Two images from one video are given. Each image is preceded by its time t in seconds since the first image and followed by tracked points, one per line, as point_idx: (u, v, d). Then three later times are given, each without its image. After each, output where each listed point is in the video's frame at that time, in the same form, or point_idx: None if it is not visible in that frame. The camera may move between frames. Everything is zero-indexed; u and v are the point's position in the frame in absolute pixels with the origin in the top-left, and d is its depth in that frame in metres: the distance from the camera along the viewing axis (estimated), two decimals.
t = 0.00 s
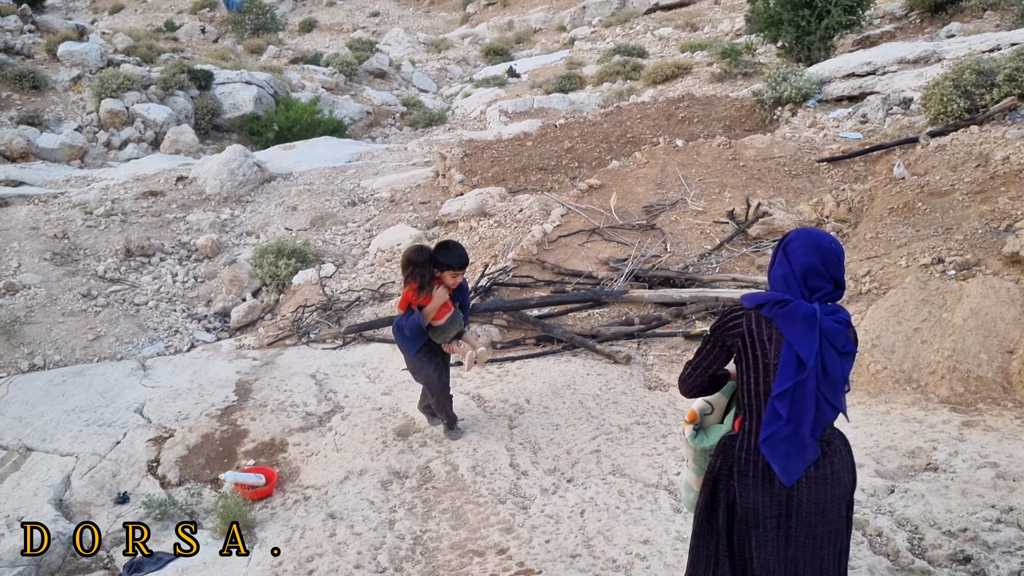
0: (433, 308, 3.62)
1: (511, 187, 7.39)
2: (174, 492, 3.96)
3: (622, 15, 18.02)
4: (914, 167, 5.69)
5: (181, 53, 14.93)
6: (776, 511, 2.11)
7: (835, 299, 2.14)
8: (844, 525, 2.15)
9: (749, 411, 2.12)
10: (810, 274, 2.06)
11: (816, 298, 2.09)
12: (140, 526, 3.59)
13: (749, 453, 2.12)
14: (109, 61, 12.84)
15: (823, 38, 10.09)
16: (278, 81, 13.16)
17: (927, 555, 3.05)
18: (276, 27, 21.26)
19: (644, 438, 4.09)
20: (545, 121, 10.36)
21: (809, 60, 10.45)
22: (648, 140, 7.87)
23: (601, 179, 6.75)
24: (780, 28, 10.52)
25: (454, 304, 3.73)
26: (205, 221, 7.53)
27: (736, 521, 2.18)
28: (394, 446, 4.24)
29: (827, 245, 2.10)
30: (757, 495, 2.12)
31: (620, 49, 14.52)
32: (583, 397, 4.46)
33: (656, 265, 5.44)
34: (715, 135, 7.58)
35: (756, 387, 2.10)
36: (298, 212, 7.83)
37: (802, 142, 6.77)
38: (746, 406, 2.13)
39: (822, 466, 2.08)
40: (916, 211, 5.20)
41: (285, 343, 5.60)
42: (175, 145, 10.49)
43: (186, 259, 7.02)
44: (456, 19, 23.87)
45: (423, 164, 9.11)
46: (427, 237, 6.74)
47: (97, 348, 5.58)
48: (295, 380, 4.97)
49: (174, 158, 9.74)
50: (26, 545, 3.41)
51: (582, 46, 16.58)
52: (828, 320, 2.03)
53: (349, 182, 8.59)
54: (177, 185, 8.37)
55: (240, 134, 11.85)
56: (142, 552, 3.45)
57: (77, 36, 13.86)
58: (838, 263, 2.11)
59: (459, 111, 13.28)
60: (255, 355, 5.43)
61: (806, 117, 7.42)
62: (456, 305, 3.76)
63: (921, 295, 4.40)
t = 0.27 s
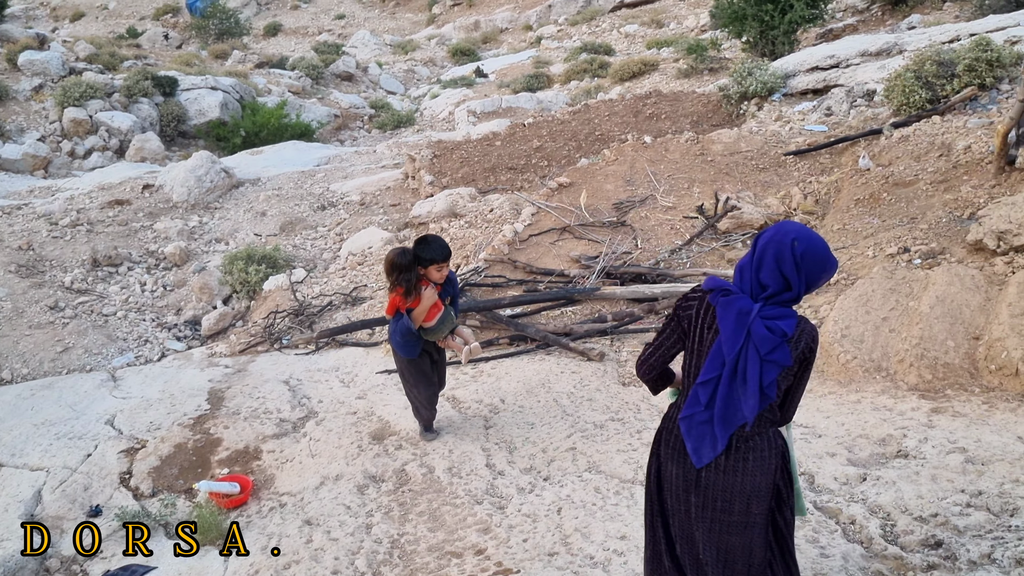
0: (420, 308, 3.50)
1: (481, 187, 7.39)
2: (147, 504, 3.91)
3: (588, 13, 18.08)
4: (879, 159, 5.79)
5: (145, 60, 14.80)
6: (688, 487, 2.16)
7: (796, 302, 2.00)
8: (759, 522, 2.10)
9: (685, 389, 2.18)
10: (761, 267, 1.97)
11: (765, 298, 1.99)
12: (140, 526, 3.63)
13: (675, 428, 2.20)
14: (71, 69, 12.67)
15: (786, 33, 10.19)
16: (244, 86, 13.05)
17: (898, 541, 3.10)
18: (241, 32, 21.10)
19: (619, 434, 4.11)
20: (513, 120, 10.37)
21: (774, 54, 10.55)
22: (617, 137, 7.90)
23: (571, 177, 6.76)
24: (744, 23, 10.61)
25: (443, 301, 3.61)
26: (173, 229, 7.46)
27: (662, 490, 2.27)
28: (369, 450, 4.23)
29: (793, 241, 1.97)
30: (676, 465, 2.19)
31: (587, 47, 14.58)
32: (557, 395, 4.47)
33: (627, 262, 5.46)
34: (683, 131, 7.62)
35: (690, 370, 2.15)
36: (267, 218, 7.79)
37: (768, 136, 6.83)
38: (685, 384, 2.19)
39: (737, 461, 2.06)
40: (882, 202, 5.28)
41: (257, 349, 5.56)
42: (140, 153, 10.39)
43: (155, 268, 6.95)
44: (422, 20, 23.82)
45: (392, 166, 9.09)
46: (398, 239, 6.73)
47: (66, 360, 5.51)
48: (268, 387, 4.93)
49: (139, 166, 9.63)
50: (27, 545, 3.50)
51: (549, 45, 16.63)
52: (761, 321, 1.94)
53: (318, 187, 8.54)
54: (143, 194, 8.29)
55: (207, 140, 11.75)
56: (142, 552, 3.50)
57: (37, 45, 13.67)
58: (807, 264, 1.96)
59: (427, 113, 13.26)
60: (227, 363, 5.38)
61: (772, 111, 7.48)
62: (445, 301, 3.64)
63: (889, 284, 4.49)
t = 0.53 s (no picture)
0: (419, 312, 3.43)
1: (446, 187, 7.38)
2: (115, 514, 3.86)
3: (550, 11, 18.11)
4: (840, 150, 5.87)
5: (103, 66, 14.65)
6: (636, 467, 2.15)
7: (746, 297, 2.02)
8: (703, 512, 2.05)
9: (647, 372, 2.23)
10: (708, 258, 2.02)
11: (713, 290, 2.02)
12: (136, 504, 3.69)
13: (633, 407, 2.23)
14: (27, 76, 12.47)
15: (747, 28, 10.29)
16: (205, 90, 12.91)
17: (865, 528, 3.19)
18: (201, 35, 20.89)
19: (589, 430, 4.12)
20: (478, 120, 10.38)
21: (735, 49, 10.65)
22: (581, 135, 7.93)
23: (536, 175, 6.77)
24: (705, 19, 10.70)
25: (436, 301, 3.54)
26: (135, 236, 7.38)
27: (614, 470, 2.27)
28: (339, 453, 4.21)
29: (744, 235, 1.98)
30: (628, 444, 2.20)
31: (550, 45, 14.63)
32: (526, 393, 4.48)
33: (594, 258, 5.48)
34: (647, 127, 7.66)
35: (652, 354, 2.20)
36: (232, 222, 7.73)
37: (731, 131, 6.90)
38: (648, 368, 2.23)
39: (685, 442, 2.04)
40: (843, 193, 5.36)
41: (224, 355, 5.51)
42: (100, 160, 10.28)
43: (118, 275, 6.87)
44: (385, 21, 23.75)
45: (357, 168, 9.06)
46: (364, 240, 6.71)
47: (27, 371, 5.43)
48: (236, 393, 4.88)
49: (99, 173, 9.50)
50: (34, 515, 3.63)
51: (512, 43, 16.65)
52: (701, 313, 1.98)
53: (282, 190, 8.49)
54: (104, 201, 8.17)
55: (168, 145, 11.62)
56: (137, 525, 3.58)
57: None
58: (757, 259, 1.97)
59: (392, 114, 13.22)
60: (193, 370, 5.33)
61: (734, 106, 7.54)
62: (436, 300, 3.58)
63: (852, 275, 4.61)
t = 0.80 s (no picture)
0: (413, 302, 3.47)
1: (408, 188, 7.36)
2: (75, 527, 3.80)
3: (510, 11, 18.14)
4: (796, 146, 6.00)
5: (56, 71, 14.47)
6: (603, 458, 2.17)
7: (716, 295, 2.01)
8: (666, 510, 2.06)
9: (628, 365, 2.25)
10: (677, 255, 2.04)
11: (682, 288, 2.04)
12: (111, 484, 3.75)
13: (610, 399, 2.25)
14: None
15: (704, 26, 10.41)
16: (161, 95, 12.73)
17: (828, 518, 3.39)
18: (156, 39, 20.62)
19: (553, 428, 4.13)
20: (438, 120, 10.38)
21: (693, 47, 10.76)
22: (542, 134, 7.93)
23: (498, 175, 6.86)
24: (663, 17, 10.79)
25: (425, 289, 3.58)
26: (91, 243, 7.27)
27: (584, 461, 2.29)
28: (303, 459, 4.18)
29: (709, 233, 1.99)
30: (600, 433, 2.22)
31: (510, 45, 14.69)
32: (491, 394, 4.49)
33: (557, 257, 5.51)
34: (607, 125, 7.68)
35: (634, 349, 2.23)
36: (190, 228, 7.66)
37: (690, 128, 6.97)
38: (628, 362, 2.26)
39: (652, 436, 2.06)
40: (801, 188, 5.53)
41: (185, 363, 5.47)
42: (54, 166, 10.14)
43: (74, 284, 6.76)
44: (343, 23, 23.64)
45: (317, 171, 9.01)
46: (326, 244, 6.66)
47: None
48: (198, 401, 4.83)
49: (53, 180, 9.34)
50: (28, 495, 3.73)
51: (471, 44, 16.66)
52: (668, 311, 2.00)
53: (241, 195, 8.41)
54: (58, 209, 8.10)
55: (125, 151, 11.49)
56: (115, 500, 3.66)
57: None
58: (723, 257, 1.97)
59: (352, 116, 13.15)
60: (153, 379, 5.26)
61: (693, 103, 7.60)
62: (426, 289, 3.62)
63: (810, 268, 4.74)
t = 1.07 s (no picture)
0: (390, 310, 3.45)
1: (368, 191, 7.41)
2: (31, 543, 3.73)
3: (466, 12, 18.15)
4: (752, 143, 6.05)
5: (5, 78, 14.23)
6: (595, 453, 2.18)
7: (721, 309, 2.01)
8: (648, 514, 2.09)
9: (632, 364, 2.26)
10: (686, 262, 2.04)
11: (688, 299, 2.04)
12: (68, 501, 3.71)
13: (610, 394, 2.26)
14: None
15: (660, 25, 10.57)
16: (114, 100, 12.54)
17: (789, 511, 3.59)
18: (108, 44, 20.34)
19: (517, 429, 4.15)
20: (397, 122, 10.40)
21: (650, 46, 10.91)
22: (500, 135, 7.98)
23: (457, 176, 6.90)
24: (620, 17, 10.95)
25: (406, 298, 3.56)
26: (44, 254, 7.20)
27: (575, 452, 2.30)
28: (264, 467, 4.15)
29: (711, 249, 1.98)
30: (596, 428, 2.23)
31: (467, 46, 14.74)
32: (454, 396, 4.50)
33: (518, 258, 5.56)
34: (565, 126, 7.74)
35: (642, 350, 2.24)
36: (146, 235, 7.58)
37: (648, 126, 7.03)
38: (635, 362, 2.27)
39: (644, 437, 2.08)
40: (757, 184, 5.57)
41: (143, 373, 5.41)
42: (5, 175, 9.98)
43: (27, 295, 6.69)
44: (299, 25, 23.49)
45: (276, 175, 8.97)
46: (285, 249, 6.70)
47: None
48: (156, 410, 4.76)
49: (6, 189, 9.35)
50: None
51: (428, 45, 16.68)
52: (671, 320, 2.01)
53: (198, 202, 8.27)
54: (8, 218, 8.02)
55: (78, 158, 11.35)
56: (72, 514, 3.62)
57: None
58: (728, 272, 1.98)
59: (310, 119, 13.07)
60: (111, 390, 5.18)
61: (650, 102, 7.65)
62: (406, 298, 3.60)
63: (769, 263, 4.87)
